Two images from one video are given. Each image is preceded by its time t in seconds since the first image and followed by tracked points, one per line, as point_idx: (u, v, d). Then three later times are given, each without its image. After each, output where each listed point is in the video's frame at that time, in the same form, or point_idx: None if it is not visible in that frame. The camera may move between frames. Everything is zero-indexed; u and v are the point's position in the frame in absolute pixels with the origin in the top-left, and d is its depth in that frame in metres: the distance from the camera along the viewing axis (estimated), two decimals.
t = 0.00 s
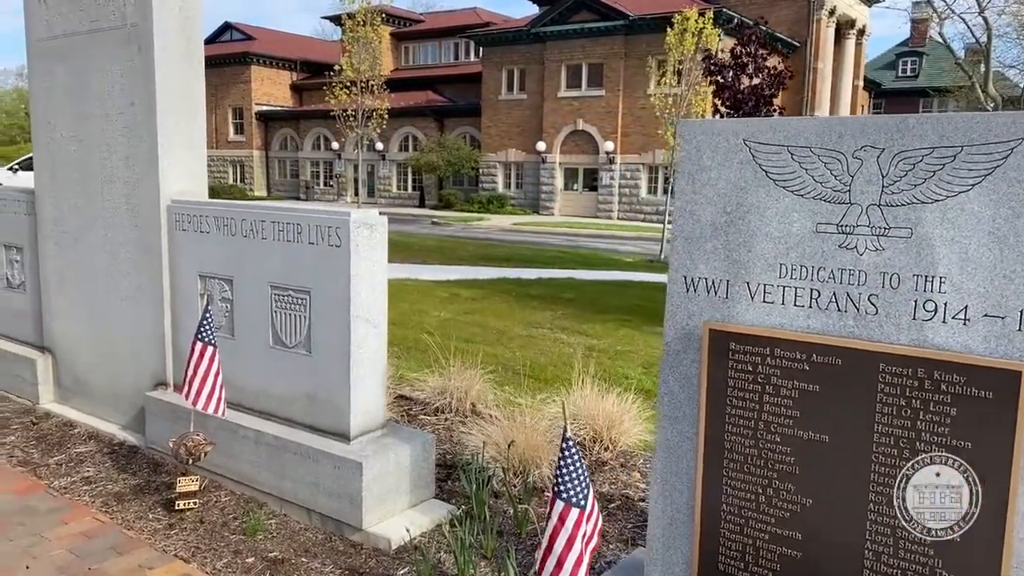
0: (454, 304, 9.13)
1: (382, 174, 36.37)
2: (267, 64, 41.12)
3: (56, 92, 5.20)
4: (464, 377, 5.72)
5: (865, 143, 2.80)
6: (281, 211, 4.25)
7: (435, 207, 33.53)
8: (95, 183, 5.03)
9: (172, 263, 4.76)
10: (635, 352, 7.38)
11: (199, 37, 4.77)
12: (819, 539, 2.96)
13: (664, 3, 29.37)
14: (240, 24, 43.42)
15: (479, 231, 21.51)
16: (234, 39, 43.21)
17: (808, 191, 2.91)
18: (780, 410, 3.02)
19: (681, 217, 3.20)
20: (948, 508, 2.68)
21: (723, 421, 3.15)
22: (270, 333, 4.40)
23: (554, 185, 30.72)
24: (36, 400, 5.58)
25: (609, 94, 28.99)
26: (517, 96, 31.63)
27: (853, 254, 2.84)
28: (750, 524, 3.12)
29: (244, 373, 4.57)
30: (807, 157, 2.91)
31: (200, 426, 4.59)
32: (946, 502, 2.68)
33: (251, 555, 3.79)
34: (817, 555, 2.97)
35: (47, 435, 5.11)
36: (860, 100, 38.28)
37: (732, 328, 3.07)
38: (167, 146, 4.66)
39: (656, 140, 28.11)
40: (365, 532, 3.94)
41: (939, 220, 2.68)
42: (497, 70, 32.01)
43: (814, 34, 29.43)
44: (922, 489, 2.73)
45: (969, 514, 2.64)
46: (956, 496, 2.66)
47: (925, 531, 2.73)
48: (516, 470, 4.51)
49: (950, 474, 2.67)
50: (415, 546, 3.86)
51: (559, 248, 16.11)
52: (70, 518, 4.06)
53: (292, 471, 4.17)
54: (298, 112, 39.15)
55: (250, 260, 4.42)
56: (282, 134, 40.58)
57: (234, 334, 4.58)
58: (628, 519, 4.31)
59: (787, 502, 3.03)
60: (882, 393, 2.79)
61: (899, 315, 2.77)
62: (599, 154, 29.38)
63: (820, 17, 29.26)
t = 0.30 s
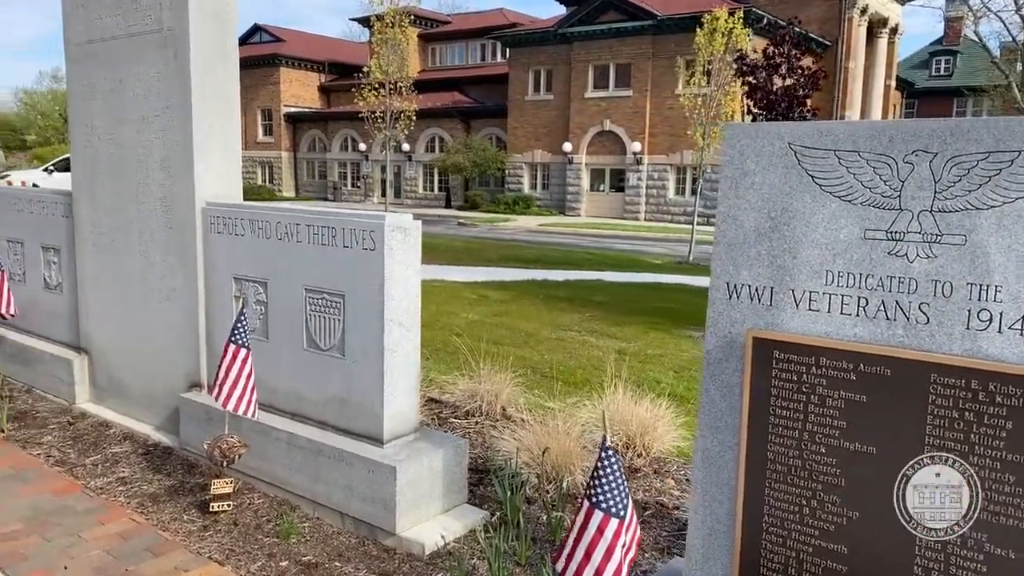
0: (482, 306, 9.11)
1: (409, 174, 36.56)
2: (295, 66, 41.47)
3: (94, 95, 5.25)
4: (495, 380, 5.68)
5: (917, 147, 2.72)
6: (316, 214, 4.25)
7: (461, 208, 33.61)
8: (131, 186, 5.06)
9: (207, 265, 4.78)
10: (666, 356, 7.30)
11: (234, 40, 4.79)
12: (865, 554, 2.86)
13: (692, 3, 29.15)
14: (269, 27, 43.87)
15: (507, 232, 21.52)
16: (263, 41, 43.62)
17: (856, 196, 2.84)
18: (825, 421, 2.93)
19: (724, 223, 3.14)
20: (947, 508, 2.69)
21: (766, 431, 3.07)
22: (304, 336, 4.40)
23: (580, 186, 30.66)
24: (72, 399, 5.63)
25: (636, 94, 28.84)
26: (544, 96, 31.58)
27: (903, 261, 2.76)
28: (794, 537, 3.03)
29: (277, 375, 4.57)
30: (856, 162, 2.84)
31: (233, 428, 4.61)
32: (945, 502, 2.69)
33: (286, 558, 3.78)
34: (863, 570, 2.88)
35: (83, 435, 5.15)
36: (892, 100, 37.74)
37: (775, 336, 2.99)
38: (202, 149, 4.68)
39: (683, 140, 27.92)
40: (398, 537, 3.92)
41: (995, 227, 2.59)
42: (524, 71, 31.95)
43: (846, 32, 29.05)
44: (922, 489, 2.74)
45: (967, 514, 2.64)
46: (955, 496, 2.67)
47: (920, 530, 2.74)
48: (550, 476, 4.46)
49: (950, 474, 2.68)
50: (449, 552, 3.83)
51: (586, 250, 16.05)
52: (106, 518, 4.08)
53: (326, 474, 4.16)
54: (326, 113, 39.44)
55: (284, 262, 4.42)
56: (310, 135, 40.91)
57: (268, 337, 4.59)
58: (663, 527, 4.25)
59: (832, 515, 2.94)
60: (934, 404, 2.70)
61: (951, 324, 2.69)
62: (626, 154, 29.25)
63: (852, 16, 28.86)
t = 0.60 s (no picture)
0: (521, 308, 9.09)
1: (446, 175, 36.74)
2: (336, 68, 41.95)
3: (143, 99, 5.35)
4: (534, 384, 5.65)
5: (979, 152, 2.61)
6: (359, 217, 4.26)
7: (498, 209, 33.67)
8: (179, 189, 5.15)
9: (252, 267, 4.83)
10: (707, 361, 7.20)
11: (280, 44, 4.83)
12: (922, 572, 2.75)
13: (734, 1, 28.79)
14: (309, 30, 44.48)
15: (547, 234, 21.48)
16: (304, 44, 44.17)
17: (914, 203, 2.75)
18: (879, 433, 2.83)
19: (775, 230, 3.07)
20: (948, 508, 2.69)
21: (817, 442, 2.97)
22: (346, 338, 4.42)
23: (619, 186, 30.50)
24: (120, 398, 5.74)
25: (676, 94, 28.57)
26: (582, 96, 31.46)
27: (962, 270, 2.66)
28: (845, 552, 2.93)
29: (320, 377, 4.60)
30: (913, 168, 2.75)
31: (276, 429, 4.65)
32: (946, 502, 2.69)
33: (328, 560, 3.79)
34: None
35: (130, 434, 5.24)
36: (940, 99, 36.86)
37: (827, 345, 2.91)
38: (247, 152, 4.72)
39: (724, 141, 27.60)
40: (439, 541, 3.91)
41: None
42: (563, 71, 31.84)
43: (892, 30, 28.44)
44: (923, 489, 2.74)
45: (969, 514, 2.64)
46: (955, 496, 2.67)
47: (925, 531, 2.74)
48: (591, 483, 4.44)
49: (951, 474, 2.68)
50: (490, 558, 3.80)
51: (625, 251, 15.94)
52: (153, 517, 4.14)
53: (368, 477, 4.18)
54: (365, 115, 39.81)
55: (327, 265, 4.45)
56: (349, 136, 41.33)
57: (311, 338, 4.61)
58: (706, 536, 4.18)
59: (885, 530, 2.82)
60: (995, 419, 2.59)
61: (1016, 335, 2.59)
62: (665, 155, 29.02)
63: (898, 13, 28.24)
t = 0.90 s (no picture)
0: (562, 310, 9.05)
1: (488, 176, 36.84)
2: (380, 71, 42.40)
3: (194, 103, 5.45)
4: (576, 388, 5.61)
5: None
6: (404, 220, 4.28)
7: (539, 210, 33.65)
8: (228, 191, 5.23)
9: (298, 268, 4.89)
10: (753, 366, 7.08)
11: (327, 47, 4.88)
12: None
13: None
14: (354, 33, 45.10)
15: (589, 235, 21.39)
16: (349, 47, 44.73)
17: (975, 208, 2.65)
18: (936, 445, 2.73)
19: (828, 235, 2.99)
20: (948, 508, 2.70)
21: (870, 453, 2.88)
22: (390, 340, 4.44)
23: (661, 188, 30.21)
24: (169, 397, 5.86)
25: (721, 94, 28.22)
26: (625, 97, 31.25)
27: None
28: (900, 567, 2.82)
29: (364, 378, 4.64)
30: (975, 173, 2.65)
31: (321, 429, 4.70)
32: (946, 502, 2.71)
33: (371, 561, 3.81)
34: None
35: (179, 432, 5.34)
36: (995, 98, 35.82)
37: (882, 353, 2.82)
38: (294, 155, 4.78)
39: (770, 141, 27.18)
40: (481, 544, 3.90)
41: None
42: (606, 72, 31.66)
43: (945, 28, 27.72)
44: (923, 489, 2.77)
45: (968, 514, 2.65)
46: (955, 496, 2.68)
47: (925, 531, 2.76)
48: (635, 489, 4.40)
49: (950, 474, 2.69)
50: (533, 562, 3.78)
51: (668, 254, 15.80)
52: (201, 515, 4.21)
53: (410, 478, 4.19)
54: (408, 117, 40.13)
55: (372, 267, 4.48)
56: (392, 137, 41.72)
57: (355, 340, 4.65)
58: (753, 545, 4.09)
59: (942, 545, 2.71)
60: None
61: None
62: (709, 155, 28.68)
63: (953, 10, 27.51)
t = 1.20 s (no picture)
0: (601, 312, 9.00)
1: (527, 177, 36.85)
2: (422, 73, 42.75)
3: (241, 106, 5.54)
4: (617, 392, 5.57)
5: None
6: (446, 222, 4.30)
7: (579, 211, 33.56)
8: (273, 193, 5.31)
9: (341, 269, 4.94)
10: (797, 371, 6.95)
11: (371, 50, 4.92)
12: None
13: None
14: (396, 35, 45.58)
15: (630, 237, 21.27)
16: (392, 49, 45.16)
17: None
18: (992, 458, 2.63)
19: (879, 239, 2.92)
20: (949, 508, 2.74)
21: (922, 465, 2.80)
22: (430, 342, 4.46)
23: (703, 188, 29.86)
24: (215, 395, 5.97)
25: (764, 94, 27.83)
26: (667, 97, 31.01)
27: None
28: None
29: (405, 379, 4.66)
30: None
31: (362, 430, 4.73)
32: (947, 502, 2.74)
33: (411, 562, 3.83)
34: None
35: (224, 430, 5.44)
36: None
37: (935, 362, 2.73)
38: (338, 157, 4.83)
39: (814, 142, 26.71)
40: (521, 548, 3.89)
41: None
42: (647, 72, 31.42)
43: (999, 25, 26.94)
44: (923, 489, 2.81)
45: (969, 514, 2.68)
46: (956, 496, 2.72)
47: (925, 531, 2.79)
48: (677, 495, 4.34)
49: (950, 474, 2.73)
50: (572, 568, 3.77)
51: (710, 255, 15.63)
52: (245, 513, 4.27)
53: (451, 481, 4.20)
54: (449, 118, 40.35)
55: (414, 269, 4.50)
56: (432, 138, 42.00)
57: (397, 342, 4.68)
58: (797, 554, 4.01)
59: (998, 561, 2.62)
60: None
61: None
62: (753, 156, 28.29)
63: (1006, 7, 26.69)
